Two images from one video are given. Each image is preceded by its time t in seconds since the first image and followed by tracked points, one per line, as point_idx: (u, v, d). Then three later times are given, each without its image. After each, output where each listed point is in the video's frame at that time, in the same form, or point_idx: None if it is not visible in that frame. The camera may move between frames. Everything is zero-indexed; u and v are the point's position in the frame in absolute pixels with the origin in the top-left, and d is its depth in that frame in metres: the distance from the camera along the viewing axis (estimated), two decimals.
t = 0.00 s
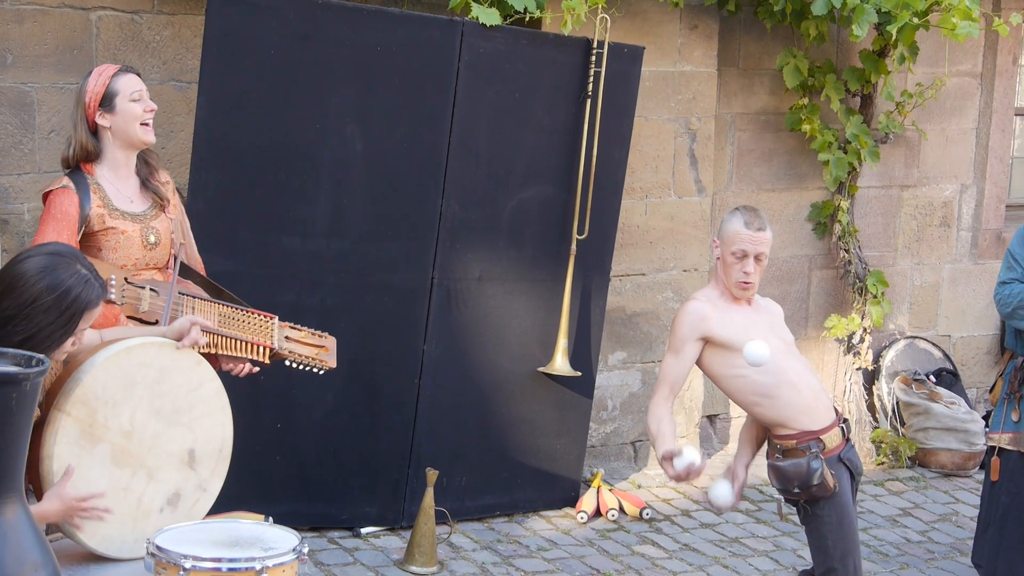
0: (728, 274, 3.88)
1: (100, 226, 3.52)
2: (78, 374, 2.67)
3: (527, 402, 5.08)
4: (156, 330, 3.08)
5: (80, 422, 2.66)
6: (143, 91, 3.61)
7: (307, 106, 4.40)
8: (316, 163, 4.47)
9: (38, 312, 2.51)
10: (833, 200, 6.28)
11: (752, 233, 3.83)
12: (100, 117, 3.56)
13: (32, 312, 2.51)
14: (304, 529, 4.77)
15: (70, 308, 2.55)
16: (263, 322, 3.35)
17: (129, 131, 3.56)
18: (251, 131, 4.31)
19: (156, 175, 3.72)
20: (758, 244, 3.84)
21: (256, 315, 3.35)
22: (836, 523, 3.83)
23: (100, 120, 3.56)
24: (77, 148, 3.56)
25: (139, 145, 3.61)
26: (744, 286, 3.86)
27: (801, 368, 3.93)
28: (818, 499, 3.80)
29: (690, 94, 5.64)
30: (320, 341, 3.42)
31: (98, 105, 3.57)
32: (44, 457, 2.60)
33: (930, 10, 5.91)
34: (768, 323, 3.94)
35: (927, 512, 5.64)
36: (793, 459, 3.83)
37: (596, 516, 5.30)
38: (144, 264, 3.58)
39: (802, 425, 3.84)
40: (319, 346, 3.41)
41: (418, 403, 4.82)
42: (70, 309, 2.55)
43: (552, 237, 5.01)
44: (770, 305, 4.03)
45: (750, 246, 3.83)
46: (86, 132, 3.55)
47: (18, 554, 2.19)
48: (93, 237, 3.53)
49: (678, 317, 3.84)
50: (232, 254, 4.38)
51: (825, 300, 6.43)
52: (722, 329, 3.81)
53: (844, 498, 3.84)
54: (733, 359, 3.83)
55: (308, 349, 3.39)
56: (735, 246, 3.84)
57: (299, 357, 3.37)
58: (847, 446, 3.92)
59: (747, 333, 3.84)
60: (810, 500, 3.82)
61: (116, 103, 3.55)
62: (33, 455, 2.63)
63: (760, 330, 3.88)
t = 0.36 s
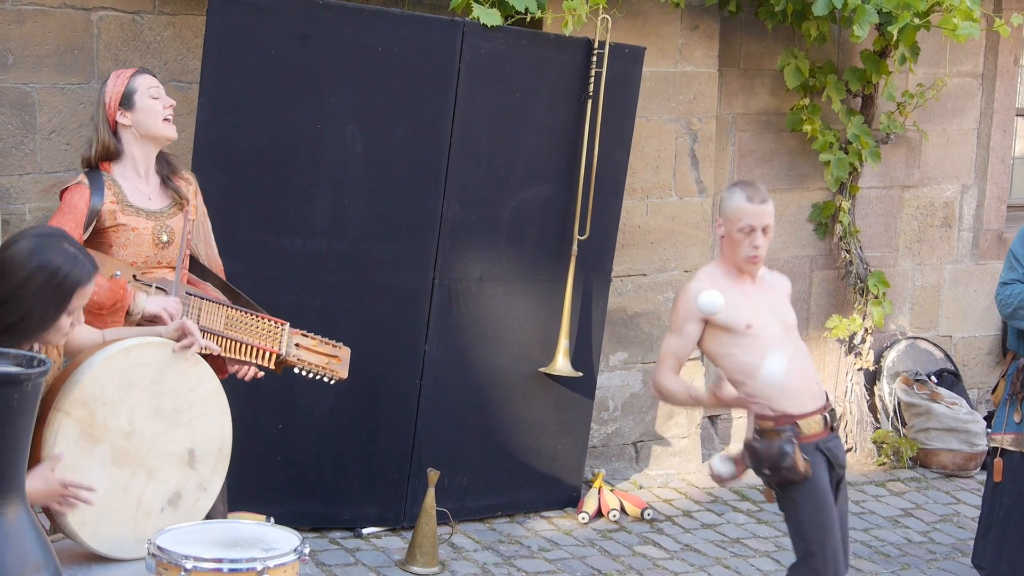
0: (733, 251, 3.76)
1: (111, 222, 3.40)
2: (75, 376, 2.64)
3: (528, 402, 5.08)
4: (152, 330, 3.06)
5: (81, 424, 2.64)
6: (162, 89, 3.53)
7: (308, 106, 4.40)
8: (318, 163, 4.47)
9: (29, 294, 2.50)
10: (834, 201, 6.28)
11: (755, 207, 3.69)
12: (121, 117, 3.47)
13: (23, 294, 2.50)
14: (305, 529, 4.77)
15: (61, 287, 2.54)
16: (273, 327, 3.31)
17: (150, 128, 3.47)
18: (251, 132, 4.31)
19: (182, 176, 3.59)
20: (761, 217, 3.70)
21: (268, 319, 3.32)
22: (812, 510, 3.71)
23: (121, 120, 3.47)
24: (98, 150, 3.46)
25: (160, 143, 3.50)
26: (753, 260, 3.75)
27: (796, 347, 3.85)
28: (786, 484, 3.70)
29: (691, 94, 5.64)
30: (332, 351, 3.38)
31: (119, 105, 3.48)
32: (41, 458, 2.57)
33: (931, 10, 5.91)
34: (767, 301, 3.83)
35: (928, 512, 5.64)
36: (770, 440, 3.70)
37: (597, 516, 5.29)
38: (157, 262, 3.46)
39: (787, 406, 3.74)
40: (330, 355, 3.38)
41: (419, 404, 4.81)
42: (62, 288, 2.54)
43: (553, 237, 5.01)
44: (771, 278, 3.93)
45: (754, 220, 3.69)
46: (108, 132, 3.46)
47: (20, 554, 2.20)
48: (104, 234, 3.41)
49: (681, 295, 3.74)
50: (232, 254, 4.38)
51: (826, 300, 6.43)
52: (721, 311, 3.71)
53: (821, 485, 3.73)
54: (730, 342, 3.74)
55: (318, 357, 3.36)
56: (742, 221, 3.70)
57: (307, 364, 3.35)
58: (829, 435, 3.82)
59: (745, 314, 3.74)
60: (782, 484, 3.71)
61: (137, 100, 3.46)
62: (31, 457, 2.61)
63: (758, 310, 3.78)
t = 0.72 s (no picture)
0: (770, 226, 3.75)
1: (119, 221, 3.34)
2: (54, 389, 2.62)
3: (527, 402, 5.08)
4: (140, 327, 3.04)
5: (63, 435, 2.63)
6: (168, 100, 3.44)
7: (307, 106, 4.40)
8: (316, 164, 4.47)
9: None
10: (833, 201, 6.29)
11: (794, 181, 3.73)
12: (124, 128, 3.43)
13: None
14: (304, 529, 4.78)
15: None
16: (272, 335, 3.35)
17: (150, 140, 3.40)
18: (249, 132, 4.31)
19: (195, 185, 3.53)
20: (799, 191, 3.74)
21: (268, 326, 3.34)
22: (739, 486, 3.70)
23: (124, 131, 3.43)
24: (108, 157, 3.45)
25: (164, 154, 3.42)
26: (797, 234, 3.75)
27: (802, 330, 3.80)
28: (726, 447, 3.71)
29: (690, 95, 5.64)
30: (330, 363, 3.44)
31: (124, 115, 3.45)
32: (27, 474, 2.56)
33: (929, 11, 5.92)
34: (783, 279, 3.81)
35: (926, 512, 5.65)
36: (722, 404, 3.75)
37: (596, 516, 5.29)
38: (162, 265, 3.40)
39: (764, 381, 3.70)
40: (328, 366, 3.43)
41: (418, 404, 4.82)
42: None
43: (552, 238, 5.01)
44: (791, 260, 3.92)
45: (795, 194, 3.72)
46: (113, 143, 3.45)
47: (18, 554, 2.22)
48: (111, 232, 3.35)
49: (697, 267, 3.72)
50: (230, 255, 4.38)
51: (824, 300, 6.44)
52: (731, 280, 3.70)
53: (757, 464, 3.69)
54: (736, 315, 3.73)
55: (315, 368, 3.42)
56: (786, 196, 3.71)
57: (304, 375, 3.41)
58: (794, 423, 3.72)
59: (756, 288, 3.73)
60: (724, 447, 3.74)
61: (134, 112, 3.40)
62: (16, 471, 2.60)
63: (769, 287, 3.75)
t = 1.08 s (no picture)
0: (757, 277, 3.62)
1: (113, 220, 3.35)
2: (55, 386, 2.62)
3: (525, 401, 5.08)
4: (138, 329, 3.03)
5: (62, 433, 2.63)
6: (173, 100, 3.43)
7: (305, 105, 4.40)
8: (314, 163, 4.46)
9: None
10: (832, 200, 6.28)
11: (773, 226, 3.61)
12: (128, 123, 3.43)
13: None
14: (302, 529, 4.77)
15: None
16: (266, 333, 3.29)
17: (151, 138, 3.39)
18: (247, 131, 4.31)
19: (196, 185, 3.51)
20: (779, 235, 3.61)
21: (262, 325, 3.29)
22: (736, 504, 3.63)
23: (129, 126, 3.43)
24: (110, 151, 3.47)
25: (165, 153, 3.42)
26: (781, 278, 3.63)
27: (808, 355, 3.67)
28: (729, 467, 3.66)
29: (688, 93, 5.64)
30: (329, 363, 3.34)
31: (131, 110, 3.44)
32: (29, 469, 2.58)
33: (927, 9, 5.92)
34: (782, 313, 3.68)
35: (924, 511, 5.65)
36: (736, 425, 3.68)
37: (595, 515, 5.29)
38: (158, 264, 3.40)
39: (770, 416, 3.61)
40: (327, 365, 3.34)
41: (416, 403, 4.81)
42: None
43: (551, 237, 5.01)
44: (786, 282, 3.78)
45: (776, 239, 3.60)
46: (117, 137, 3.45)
47: (16, 554, 2.23)
48: (107, 231, 3.37)
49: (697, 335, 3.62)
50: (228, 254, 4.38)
51: (823, 299, 6.45)
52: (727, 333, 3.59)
53: (757, 484, 3.60)
54: (738, 361, 3.62)
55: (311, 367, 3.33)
56: (769, 241, 3.59)
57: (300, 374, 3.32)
58: (801, 444, 3.61)
59: (753, 331, 3.61)
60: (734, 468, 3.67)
61: (139, 109, 3.39)
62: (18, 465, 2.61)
63: (767, 326, 3.63)
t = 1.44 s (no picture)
0: (759, 268, 3.58)
1: (99, 218, 3.38)
2: (57, 382, 2.64)
3: (524, 400, 5.08)
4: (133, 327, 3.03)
5: (65, 428, 2.64)
6: (159, 94, 3.44)
7: (302, 104, 4.39)
8: (312, 162, 4.46)
9: None
10: (830, 198, 6.28)
11: (769, 214, 3.58)
12: (115, 118, 3.45)
13: None
14: (301, 528, 4.77)
15: None
16: (256, 330, 3.27)
17: (136, 132, 3.40)
18: (246, 130, 4.31)
19: (181, 179, 3.52)
20: (777, 222, 3.58)
21: (253, 322, 3.28)
22: (775, 510, 3.57)
23: (115, 121, 3.45)
24: (98, 147, 3.49)
25: (151, 147, 3.43)
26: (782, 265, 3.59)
27: (813, 350, 3.68)
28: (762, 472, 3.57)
29: (686, 92, 5.64)
30: (323, 359, 3.33)
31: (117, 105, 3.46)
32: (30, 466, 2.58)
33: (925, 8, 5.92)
34: (785, 307, 3.66)
35: (923, 509, 5.65)
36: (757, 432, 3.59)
37: (594, 514, 5.29)
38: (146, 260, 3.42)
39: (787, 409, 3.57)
40: (319, 361, 3.32)
41: (415, 402, 4.81)
42: None
43: (549, 235, 5.01)
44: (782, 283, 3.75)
45: (773, 226, 3.57)
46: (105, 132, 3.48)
47: (15, 553, 2.23)
48: (94, 229, 3.40)
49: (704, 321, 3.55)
50: (227, 253, 4.38)
51: (821, 297, 6.45)
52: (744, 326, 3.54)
53: (793, 486, 3.55)
54: (751, 354, 3.58)
55: (304, 364, 3.32)
56: (768, 229, 3.56)
57: (292, 372, 3.30)
58: (827, 440, 3.59)
59: (765, 325, 3.57)
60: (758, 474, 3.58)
61: (125, 104, 3.41)
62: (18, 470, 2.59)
63: (777, 320, 3.60)
